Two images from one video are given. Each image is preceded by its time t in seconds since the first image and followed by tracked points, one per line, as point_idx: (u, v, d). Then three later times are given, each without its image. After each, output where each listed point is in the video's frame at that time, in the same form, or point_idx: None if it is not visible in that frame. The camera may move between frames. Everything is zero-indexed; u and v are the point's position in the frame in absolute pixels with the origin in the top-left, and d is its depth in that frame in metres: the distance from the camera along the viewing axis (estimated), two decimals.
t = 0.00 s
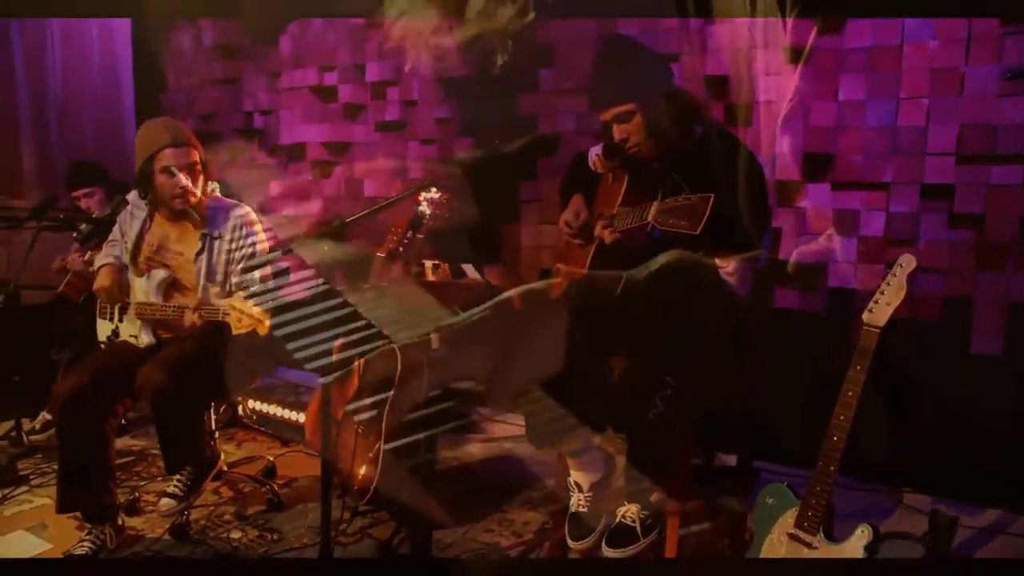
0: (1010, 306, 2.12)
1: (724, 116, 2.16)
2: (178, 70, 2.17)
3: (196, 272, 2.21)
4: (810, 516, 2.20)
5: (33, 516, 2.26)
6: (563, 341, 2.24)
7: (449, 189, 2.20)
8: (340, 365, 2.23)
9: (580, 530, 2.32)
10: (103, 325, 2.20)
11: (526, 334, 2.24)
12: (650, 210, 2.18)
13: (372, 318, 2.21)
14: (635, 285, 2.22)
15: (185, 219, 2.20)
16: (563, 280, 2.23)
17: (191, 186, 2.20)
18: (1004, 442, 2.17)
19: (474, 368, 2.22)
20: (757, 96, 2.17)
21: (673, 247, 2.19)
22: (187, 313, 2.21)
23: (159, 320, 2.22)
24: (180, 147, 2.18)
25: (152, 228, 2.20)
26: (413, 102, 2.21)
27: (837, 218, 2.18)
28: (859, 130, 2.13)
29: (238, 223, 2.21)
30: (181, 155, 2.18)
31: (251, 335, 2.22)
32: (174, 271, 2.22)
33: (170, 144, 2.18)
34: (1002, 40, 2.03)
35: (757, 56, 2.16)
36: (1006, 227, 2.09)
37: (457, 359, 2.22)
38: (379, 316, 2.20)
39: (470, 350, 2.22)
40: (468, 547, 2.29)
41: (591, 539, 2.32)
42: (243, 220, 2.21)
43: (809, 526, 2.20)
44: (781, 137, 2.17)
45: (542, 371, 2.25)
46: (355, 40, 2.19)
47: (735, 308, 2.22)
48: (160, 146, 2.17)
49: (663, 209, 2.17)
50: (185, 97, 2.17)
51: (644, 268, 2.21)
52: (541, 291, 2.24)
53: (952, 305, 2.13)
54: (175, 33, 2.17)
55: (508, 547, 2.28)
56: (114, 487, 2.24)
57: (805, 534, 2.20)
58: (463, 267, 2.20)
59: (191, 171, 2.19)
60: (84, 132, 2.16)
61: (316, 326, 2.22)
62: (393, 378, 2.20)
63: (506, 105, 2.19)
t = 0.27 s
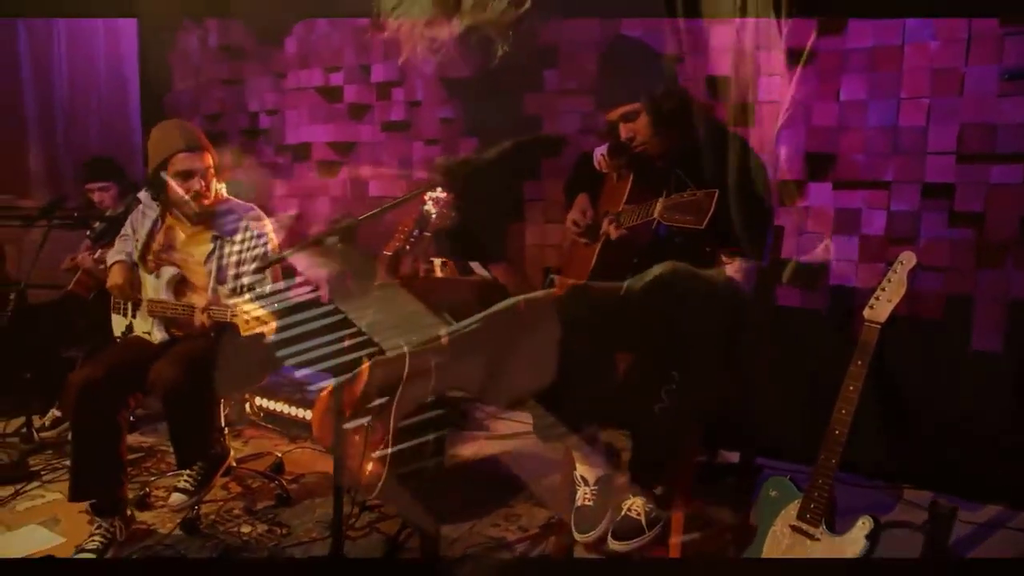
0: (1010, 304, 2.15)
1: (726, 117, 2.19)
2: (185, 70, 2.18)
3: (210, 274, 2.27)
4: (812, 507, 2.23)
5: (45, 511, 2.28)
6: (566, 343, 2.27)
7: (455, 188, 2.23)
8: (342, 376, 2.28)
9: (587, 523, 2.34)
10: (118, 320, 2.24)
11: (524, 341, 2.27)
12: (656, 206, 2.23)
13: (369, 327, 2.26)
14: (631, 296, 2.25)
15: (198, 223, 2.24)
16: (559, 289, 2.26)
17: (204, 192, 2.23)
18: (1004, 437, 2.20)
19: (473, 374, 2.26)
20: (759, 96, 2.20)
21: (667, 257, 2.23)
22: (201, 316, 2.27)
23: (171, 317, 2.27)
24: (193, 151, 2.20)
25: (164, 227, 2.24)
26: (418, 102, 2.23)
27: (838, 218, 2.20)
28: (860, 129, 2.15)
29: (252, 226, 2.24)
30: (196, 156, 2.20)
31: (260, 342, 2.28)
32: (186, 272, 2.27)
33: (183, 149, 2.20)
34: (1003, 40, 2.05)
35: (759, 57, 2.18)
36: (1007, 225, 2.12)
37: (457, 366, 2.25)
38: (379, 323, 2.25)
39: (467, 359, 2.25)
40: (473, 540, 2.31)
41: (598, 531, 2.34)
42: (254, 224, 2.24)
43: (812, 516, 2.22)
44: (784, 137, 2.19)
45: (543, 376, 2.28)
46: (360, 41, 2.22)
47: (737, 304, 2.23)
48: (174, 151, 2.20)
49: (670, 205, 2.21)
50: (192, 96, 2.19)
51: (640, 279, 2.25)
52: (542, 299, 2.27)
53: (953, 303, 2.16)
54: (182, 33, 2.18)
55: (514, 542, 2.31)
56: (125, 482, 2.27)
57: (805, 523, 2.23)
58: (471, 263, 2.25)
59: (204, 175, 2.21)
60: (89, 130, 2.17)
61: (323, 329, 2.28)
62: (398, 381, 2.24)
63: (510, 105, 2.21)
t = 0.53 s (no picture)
0: (1008, 301, 2.19)
1: (728, 117, 2.22)
2: (190, 71, 2.20)
3: (221, 279, 2.27)
4: (814, 500, 2.29)
5: (56, 507, 2.31)
6: (567, 346, 2.30)
7: (461, 188, 2.25)
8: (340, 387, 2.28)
9: (592, 517, 2.37)
10: (126, 315, 2.25)
11: (518, 354, 2.30)
12: (663, 205, 2.24)
13: (361, 341, 2.29)
14: (623, 311, 2.27)
15: (210, 227, 2.25)
16: (551, 305, 2.28)
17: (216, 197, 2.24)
18: (1001, 430, 2.25)
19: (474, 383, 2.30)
20: (760, 97, 2.21)
21: (670, 255, 2.25)
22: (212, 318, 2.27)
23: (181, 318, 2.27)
24: (205, 158, 2.23)
25: (175, 231, 2.25)
26: (422, 102, 2.24)
27: (840, 217, 2.21)
28: (861, 129, 2.18)
29: (262, 230, 2.26)
30: (209, 160, 2.23)
31: (258, 354, 2.27)
32: (197, 276, 2.27)
33: (195, 156, 2.23)
34: (1001, 41, 2.11)
35: (761, 57, 2.20)
36: (1005, 224, 2.17)
37: (455, 375, 2.29)
38: (377, 334, 2.29)
39: (463, 370, 2.29)
40: (479, 535, 2.35)
41: (603, 525, 2.37)
42: (264, 228, 2.26)
43: (813, 509, 2.29)
44: (785, 137, 2.21)
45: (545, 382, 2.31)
46: (365, 40, 2.23)
47: (738, 302, 2.26)
48: (186, 159, 2.22)
49: (676, 204, 2.24)
50: (198, 97, 2.20)
51: (633, 293, 2.27)
52: (535, 313, 2.29)
53: (952, 300, 2.19)
54: (187, 32, 2.20)
55: (520, 536, 2.35)
56: (137, 479, 2.30)
57: (807, 516, 2.30)
58: (477, 261, 2.27)
59: (215, 181, 2.23)
60: (94, 131, 2.20)
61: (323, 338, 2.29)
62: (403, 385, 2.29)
63: (515, 105, 2.23)
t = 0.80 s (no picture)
0: (1006, 297, 2.21)
1: (728, 115, 2.24)
2: (196, 70, 2.22)
3: (227, 280, 2.30)
4: (813, 491, 2.31)
5: (63, 501, 2.33)
6: (568, 352, 2.33)
7: (463, 186, 2.27)
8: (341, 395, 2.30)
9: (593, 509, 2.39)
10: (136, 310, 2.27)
11: (519, 361, 2.33)
12: (664, 203, 2.26)
13: (360, 347, 2.31)
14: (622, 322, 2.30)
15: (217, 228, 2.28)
16: (549, 316, 2.32)
17: (224, 198, 2.26)
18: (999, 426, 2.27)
19: (474, 386, 2.33)
20: (760, 96, 2.23)
21: (671, 253, 2.27)
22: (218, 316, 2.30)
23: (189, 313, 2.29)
24: (214, 161, 2.25)
25: (182, 231, 2.28)
26: (425, 101, 2.26)
27: (839, 214, 2.22)
28: (860, 128, 2.20)
29: (268, 232, 2.29)
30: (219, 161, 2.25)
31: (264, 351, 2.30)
32: (204, 276, 2.30)
33: (204, 159, 2.25)
34: (999, 41, 2.14)
35: (761, 57, 2.22)
36: (1002, 221, 2.19)
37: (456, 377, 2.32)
38: (377, 336, 2.31)
39: (466, 376, 2.33)
40: (483, 529, 2.38)
41: (603, 518, 2.40)
42: (270, 230, 2.29)
43: (811, 500, 2.32)
44: (786, 134, 2.23)
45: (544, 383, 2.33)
46: (368, 40, 2.26)
47: (739, 299, 2.29)
48: (195, 161, 2.25)
49: (678, 201, 2.26)
50: (203, 96, 2.23)
51: (629, 306, 2.30)
52: (534, 324, 2.32)
53: (951, 296, 2.21)
54: (192, 32, 2.23)
55: (522, 530, 2.39)
56: (145, 472, 2.33)
57: (805, 506, 2.33)
58: (482, 258, 2.29)
59: (223, 184, 2.26)
60: (98, 131, 2.22)
61: (323, 343, 2.30)
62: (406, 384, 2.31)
63: (517, 104, 2.26)
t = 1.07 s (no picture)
0: (1004, 296, 2.22)
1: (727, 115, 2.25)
2: (198, 71, 2.24)
3: (233, 282, 2.32)
4: (809, 488, 2.33)
5: (68, 499, 2.35)
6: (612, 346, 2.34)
7: (464, 186, 2.28)
8: (342, 398, 2.32)
9: (593, 506, 2.40)
10: (139, 308, 2.29)
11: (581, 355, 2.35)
12: (664, 203, 2.28)
13: (370, 349, 2.33)
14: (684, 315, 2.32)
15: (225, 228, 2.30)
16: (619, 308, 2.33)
17: (234, 199, 2.28)
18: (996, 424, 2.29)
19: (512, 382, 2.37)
20: (759, 96, 2.25)
21: (670, 252, 2.29)
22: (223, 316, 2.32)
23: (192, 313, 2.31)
24: (227, 163, 2.27)
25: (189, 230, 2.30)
26: (426, 101, 2.27)
27: (837, 214, 2.24)
28: (858, 128, 2.21)
29: (275, 233, 2.31)
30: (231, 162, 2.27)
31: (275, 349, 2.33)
32: (210, 275, 2.31)
33: (217, 160, 2.27)
34: (996, 42, 2.15)
35: (760, 57, 2.24)
36: (1000, 221, 2.21)
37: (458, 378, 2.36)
38: (381, 336, 2.33)
39: (533, 369, 2.36)
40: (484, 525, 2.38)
41: (602, 515, 2.42)
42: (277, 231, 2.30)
43: (807, 497, 2.34)
44: (784, 134, 2.25)
45: (542, 384, 2.37)
46: (369, 41, 2.27)
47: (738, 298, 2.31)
48: (207, 161, 2.27)
49: (677, 201, 2.27)
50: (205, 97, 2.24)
51: (697, 300, 2.32)
52: (603, 316, 2.33)
53: (948, 295, 2.23)
54: (195, 33, 2.25)
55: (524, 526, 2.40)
56: (149, 472, 2.35)
57: (802, 504, 2.34)
58: (482, 258, 2.31)
59: (235, 187, 2.27)
60: (101, 131, 2.23)
61: (329, 347, 2.32)
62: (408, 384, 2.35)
63: (517, 104, 2.27)
